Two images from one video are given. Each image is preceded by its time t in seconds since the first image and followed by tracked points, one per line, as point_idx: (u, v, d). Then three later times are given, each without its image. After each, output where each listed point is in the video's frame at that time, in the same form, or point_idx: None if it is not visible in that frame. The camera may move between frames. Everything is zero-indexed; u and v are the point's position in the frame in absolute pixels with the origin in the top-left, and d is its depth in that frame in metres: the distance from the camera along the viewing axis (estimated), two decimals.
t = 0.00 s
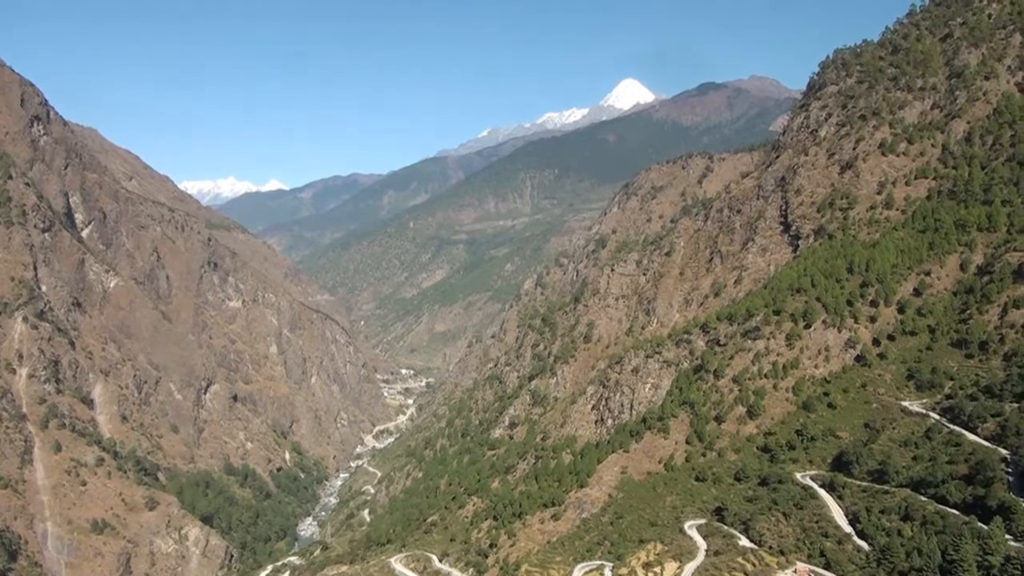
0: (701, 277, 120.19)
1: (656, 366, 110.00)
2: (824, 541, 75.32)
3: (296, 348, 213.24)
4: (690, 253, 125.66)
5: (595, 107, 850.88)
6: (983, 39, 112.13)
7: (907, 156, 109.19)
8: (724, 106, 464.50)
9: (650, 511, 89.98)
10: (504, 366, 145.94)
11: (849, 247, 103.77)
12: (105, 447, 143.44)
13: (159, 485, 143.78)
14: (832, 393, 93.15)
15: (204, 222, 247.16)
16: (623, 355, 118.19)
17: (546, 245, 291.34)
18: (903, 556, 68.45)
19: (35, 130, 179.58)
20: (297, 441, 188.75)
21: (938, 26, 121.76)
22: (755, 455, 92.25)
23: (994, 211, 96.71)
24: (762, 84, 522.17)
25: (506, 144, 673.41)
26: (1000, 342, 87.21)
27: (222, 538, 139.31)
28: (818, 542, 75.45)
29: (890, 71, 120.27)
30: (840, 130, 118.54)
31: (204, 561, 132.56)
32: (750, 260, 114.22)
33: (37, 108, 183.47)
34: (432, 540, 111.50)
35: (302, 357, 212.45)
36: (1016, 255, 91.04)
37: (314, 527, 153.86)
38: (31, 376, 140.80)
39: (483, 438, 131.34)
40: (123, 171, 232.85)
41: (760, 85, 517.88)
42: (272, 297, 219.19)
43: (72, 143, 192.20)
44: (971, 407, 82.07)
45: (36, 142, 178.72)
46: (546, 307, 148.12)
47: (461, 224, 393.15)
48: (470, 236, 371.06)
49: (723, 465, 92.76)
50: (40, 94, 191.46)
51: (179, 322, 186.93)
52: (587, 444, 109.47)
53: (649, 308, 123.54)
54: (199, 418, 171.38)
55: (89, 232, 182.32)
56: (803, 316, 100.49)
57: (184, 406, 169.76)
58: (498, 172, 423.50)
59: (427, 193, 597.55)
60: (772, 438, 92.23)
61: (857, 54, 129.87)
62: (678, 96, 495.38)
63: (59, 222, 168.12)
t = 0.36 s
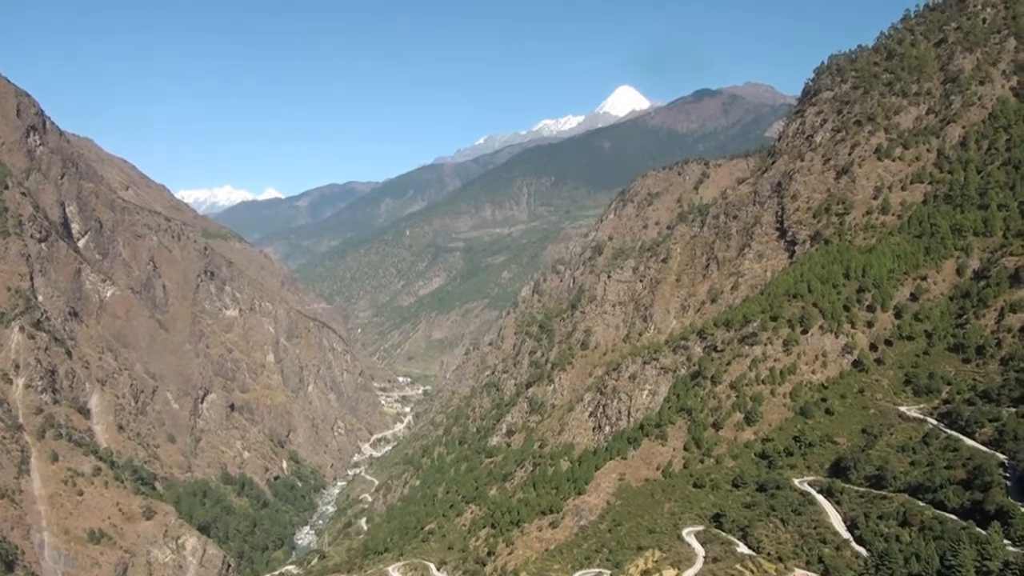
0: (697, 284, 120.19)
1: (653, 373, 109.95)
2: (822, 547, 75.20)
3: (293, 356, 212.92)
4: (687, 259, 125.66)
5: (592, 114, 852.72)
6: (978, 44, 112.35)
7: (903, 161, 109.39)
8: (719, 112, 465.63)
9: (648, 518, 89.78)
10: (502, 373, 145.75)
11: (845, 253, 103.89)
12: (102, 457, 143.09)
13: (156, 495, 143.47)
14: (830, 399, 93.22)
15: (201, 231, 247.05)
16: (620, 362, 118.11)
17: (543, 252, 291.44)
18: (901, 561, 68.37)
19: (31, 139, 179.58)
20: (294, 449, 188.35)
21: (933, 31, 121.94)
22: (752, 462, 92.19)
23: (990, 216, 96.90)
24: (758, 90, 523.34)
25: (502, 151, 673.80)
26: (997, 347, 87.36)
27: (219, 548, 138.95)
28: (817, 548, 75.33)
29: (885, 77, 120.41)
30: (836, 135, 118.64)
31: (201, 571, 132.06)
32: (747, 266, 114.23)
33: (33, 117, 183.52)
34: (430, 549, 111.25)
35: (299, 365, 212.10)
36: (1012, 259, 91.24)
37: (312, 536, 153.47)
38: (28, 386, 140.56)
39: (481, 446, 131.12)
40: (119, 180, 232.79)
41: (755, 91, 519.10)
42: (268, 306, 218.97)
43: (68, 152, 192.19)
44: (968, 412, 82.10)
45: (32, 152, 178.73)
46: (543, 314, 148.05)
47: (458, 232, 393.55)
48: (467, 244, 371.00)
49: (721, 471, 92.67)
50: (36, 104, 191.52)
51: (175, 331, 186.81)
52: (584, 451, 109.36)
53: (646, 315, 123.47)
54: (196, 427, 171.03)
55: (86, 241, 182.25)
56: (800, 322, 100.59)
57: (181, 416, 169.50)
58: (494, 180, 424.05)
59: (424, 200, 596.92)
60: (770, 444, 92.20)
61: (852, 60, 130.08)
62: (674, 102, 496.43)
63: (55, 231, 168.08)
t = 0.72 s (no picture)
0: (694, 293, 120.20)
1: (651, 383, 109.92)
2: (820, 557, 74.91)
3: (290, 366, 212.58)
4: (683, 269, 125.66)
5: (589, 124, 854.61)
6: (973, 54, 112.55)
7: (899, 171, 109.59)
8: (716, 123, 466.82)
9: (645, 528, 89.51)
10: (499, 383, 145.50)
11: (842, 262, 104.07)
12: (98, 467, 142.69)
13: (153, 506, 143.04)
14: (827, 409, 93.26)
15: (197, 241, 247.05)
16: (617, 371, 118.01)
17: (540, 262, 291.46)
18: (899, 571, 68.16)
19: (28, 150, 179.76)
20: (291, 460, 187.81)
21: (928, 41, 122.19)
22: (750, 471, 92.07)
23: (986, 225, 97.12)
24: (754, 100, 524.71)
25: (500, 161, 674.43)
26: (993, 355, 87.50)
27: (216, 559, 138.45)
28: (814, 557, 75.07)
29: (881, 87, 120.59)
30: (832, 145, 118.72)
31: None
32: (744, 275, 114.28)
33: (30, 128, 183.89)
34: (427, 559, 110.91)
35: (296, 376, 211.68)
36: (1008, 268, 91.50)
37: (308, 547, 152.88)
38: (24, 397, 140.29)
39: (478, 456, 130.79)
40: (116, 191, 232.89)
41: (751, 101, 520.34)
42: (265, 316, 218.69)
43: (65, 162, 192.39)
44: (965, 421, 82.10)
45: (29, 162, 178.96)
46: (540, 323, 147.95)
47: (455, 242, 393.75)
48: (464, 254, 370.98)
49: (718, 481, 92.51)
50: (33, 114, 191.83)
51: (172, 341, 186.77)
52: (582, 461, 109.20)
53: (643, 324, 123.39)
54: (192, 437, 170.60)
55: (83, 251, 182.34)
56: (796, 331, 100.70)
57: (177, 426, 169.23)
58: (490, 190, 424.77)
59: (421, 210, 596.80)
60: (767, 453, 92.14)
61: (848, 70, 130.32)
62: (670, 113, 497.60)
63: (51, 241, 168.13)
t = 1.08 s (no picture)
0: (692, 303, 120.14)
1: (648, 393, 109.88)
2: (820, 567, 74.59)
3: (287, 378, 212.11)
4: (680, 278, 125.56)
5: (585, 135, 856.24)
6: (968, 63, 112.57)
7: (895, 180, 109.59)
8: (712, 132, 467.97)
9: (644, 539, 89.19)
10: (496, 394, 145.13)
11: (839, 271, 104.18)
12: (95, 480, 142.24)
13: (150, 518, 142.57)
14: (825, 418, 93.20)
15: (194, 252, 246.89)
16: (615, 382, 117.83)
17: (537, 273, 291.60)
18: None
19: (25, 161, 179.78)
20: (288, 472, 187.35)
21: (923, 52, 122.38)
22: (748, 481, 91.89)
23: (982, 234, 97.29)
24: (751, 110, 526.22)
25: (497, 172, 674.66)
26: (991, 364, 87.64)
27: (213, 571, 137.88)
28: (813, 568, 74.71)
29: (877, 97, 120.50)
30: (828, 155, 118.66)
31: None
32: (741, 285, 114.25)
33: (27, 140, 183.98)
34: (425, 571, 110.46)
35: (293, 387, 211.25)
36: (1005, 277, 91.71)
37: (306, 559, 152.32)
38: (21, 409, 140.07)
39: (476, 467, 130.39)
40: (113, 202, 232.89)
41: (747, 111, 521.37)
42: (262, 328, 218.31)
43: (62, 174, 192.40)
44: (963, 430, 82.06)
45: (26, 174, 179.02)
46: (538, 334, 147.76)
47: (453, 252, 393.63)
48: (461, 264, 370.96)
49: (717, 491, 92.32)
50: (30, 126, 191.95)
51: (169, 353, 186.59)
52: (580, 472, 108.94)
53: (641, 334, 123.20)
54: (189, 449, 170.16)
55: (80, 263, 182.16)
56: (793, 341, 100.71)
57: (174, 438, 168.97)
58: (488, 200, 425.39)
59: (418, 221, 596.15)
60: (766, 463, 92.01)
61: (843, 80, 130.42)
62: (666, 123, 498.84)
63: (48, 253, 168.11)
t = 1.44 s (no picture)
0: (688, 314, 120.09)
1: (645, 405, 109.92)
2: None
3: (284, 389, 211.63)
4: (677, 289, 125.49)
5: (583, 146, 858.00)
6: (964, 75, 112.49)
7: (891, 191, 109.55)
8: (708, 144, 469.19)
9: (641, 551, 88.94)
10: (493, 405, 144.86)
11: (835, 282, 104.36)
12: (91, 491, 141.79)
13: (145, 530, 142.09)
14: (821, 429, 93.16)
15: (191, 263, 246.71)
16: (611, 393, 117.68)
17: (533, 283, 291.72)
18: None
19: (22, 172, 179.68)
20: (284, 483, 186.88)
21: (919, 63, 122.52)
22: (745, 493, 91.76)
23: (978, 245, 97.46)
24: (747, 121, 527.78)
25: (494, 182, 675.04)
26: (987, 376, 87.75)
27: None
28: None
29: (872, 108, 120.13)
30: (824, 166, 118.38)
31: None
32: (737, 296, 114.27)
33: (24, 151, 184.07)
34: None
35: (289, 398, 210.74)
36: (1001, 288, 91.85)
37: (301, 571, 151.77)
38: (16, 421, 139.77)
39: (472, 479, 130.03)
40: (110, 213, 232.86)
41: (743, 122, 523.05)
42: (259, 338, 217.84)
43: (59, 185, 192.36)
44: (960, 441, 82.06)
45: (23, 185, 179.04)
46: (535, 345, 147.62)
47: (450, 262, 393.80)
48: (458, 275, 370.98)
49: (713, 503, 92.16)
50: (27, 138, 192.00)
51: (165, 364, 186.34)
52: (576, 483, 108.75)
53: (638, 346, 123.02)
54: (185, 461, 169.91)
55: (76, 274, 182.01)
56: (790, 352, 100.80)
57: (170, 450, 168.62)
58: (485, 211, 426.32)
59: (414, 232, 595.69)
60: (762, 475, 91.91)
61: (839, 92, 130.45)
62: (663, 135, 500.11)
63: (45, 264, 167.95)
